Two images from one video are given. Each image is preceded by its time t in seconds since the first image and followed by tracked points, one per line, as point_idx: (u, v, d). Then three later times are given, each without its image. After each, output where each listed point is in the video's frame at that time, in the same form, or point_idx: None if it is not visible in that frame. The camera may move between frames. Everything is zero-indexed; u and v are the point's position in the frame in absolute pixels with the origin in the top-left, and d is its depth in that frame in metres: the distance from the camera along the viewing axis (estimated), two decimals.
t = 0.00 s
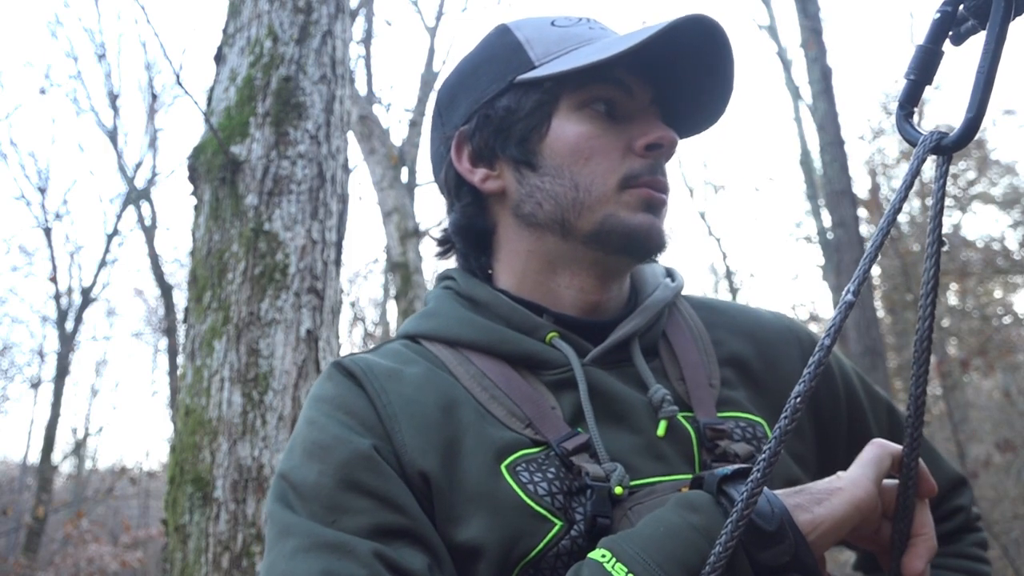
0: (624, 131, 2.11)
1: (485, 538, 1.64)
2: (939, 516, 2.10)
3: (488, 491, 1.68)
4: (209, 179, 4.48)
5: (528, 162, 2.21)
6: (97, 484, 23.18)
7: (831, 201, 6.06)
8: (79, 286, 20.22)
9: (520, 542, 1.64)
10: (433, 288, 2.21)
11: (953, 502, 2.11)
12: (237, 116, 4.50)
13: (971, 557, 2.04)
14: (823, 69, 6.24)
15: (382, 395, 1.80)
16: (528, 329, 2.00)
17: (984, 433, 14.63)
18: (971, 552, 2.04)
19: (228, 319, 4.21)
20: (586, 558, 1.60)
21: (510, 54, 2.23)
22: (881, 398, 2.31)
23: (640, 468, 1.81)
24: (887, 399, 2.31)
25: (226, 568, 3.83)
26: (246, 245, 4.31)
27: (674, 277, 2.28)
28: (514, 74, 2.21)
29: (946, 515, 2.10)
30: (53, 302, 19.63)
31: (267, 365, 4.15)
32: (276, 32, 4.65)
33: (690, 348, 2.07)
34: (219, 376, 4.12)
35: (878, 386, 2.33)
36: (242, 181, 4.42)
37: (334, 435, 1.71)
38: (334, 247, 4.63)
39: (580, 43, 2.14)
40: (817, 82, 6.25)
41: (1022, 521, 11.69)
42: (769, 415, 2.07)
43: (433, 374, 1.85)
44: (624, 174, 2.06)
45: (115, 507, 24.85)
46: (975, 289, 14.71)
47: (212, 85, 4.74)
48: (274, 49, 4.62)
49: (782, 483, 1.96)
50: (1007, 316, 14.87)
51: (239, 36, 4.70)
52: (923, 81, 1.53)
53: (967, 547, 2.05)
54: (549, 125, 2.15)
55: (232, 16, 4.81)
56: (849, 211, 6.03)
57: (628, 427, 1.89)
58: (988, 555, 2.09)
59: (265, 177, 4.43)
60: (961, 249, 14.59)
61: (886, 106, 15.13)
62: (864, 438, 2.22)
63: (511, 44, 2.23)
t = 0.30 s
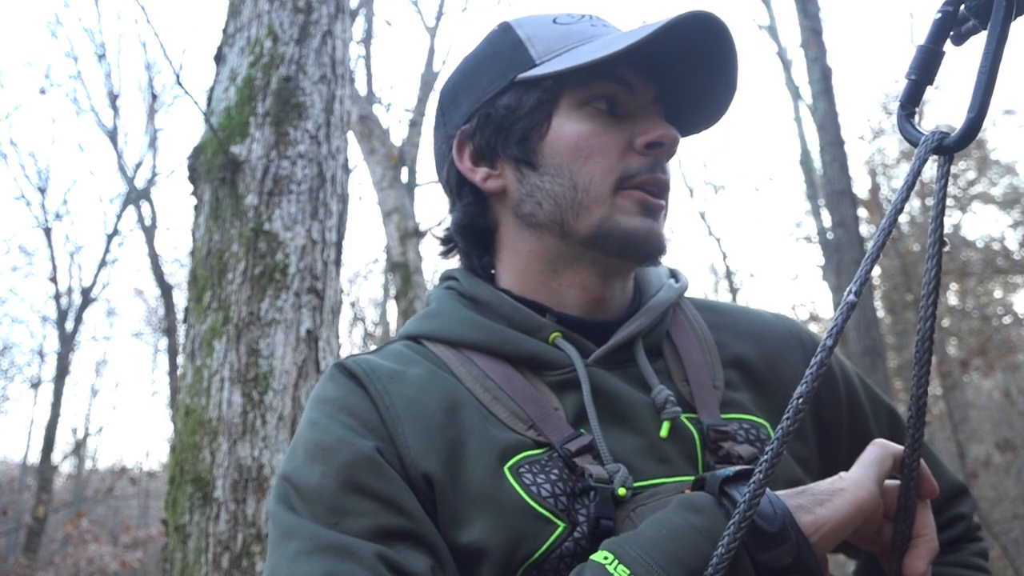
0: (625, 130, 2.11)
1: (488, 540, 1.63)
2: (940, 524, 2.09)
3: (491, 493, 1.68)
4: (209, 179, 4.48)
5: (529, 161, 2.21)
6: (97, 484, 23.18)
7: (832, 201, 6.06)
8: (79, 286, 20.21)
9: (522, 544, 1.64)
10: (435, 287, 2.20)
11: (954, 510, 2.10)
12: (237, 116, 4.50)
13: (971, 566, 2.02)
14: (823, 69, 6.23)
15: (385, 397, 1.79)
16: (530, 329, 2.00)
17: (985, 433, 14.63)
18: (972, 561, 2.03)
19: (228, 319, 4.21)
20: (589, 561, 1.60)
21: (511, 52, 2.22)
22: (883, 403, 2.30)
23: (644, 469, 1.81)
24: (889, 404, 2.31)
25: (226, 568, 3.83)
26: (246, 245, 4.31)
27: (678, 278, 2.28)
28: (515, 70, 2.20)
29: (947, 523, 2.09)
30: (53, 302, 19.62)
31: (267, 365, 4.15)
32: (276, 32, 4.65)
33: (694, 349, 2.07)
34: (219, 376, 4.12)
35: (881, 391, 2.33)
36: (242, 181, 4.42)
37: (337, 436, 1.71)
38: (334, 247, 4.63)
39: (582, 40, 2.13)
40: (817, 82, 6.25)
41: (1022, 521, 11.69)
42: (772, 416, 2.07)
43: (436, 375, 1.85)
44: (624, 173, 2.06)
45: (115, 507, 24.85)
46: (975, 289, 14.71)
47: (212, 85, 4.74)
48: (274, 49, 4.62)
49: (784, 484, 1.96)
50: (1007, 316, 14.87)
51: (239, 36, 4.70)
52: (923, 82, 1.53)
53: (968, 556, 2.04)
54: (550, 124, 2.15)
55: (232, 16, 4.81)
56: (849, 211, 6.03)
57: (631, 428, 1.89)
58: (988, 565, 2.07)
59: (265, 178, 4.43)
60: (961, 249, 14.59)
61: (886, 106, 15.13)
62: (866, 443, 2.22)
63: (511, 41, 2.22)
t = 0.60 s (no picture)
0: (568, 132, 2.07)
1: (492, 541, 1.63)
2: (944, 528, 2.08)
3: (493, 495, 1.67)
4: (209, 180, 4.48)
5: (489, 174, 2.21)
6: (97, 484, 23.19)
7: (832, 201, 6.06)
8: (79, 285, 20.20)
9: (524, 545, 1.63)
10: (433, 292, 2.20)
11: (958, 514, 2.10)
12: (237, 116, 4.50)
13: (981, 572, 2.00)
14: (823, 69, 6.23)
15: (387, 400, 1.80)
16: (531, 331, 2.00)
17: (985, 433, 14.63)
18: (980, 566, 2.01)
19: (228, 319, 4.21)
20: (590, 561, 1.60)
21: (470, 69, 2.22)
22: (881, 405, 2.31)
23: (644, 470, 1.81)
24: (887, 406, 2.31)
25: (226, 568, 3.83)
26: (246, 245, 4.30)
27: (676, 281, 2.30)
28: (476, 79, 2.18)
29: (951, 527, 2.08)
30: (53, 302, 19.61)
31: (267, 365, 4.15)
32: (276, 32, 4.65)
33: (692, 350, 2.07)
34: (219, 376, 4.12)
35: (878, 394, 2.33)
36: (242, 181, 4.42)
37: (339, 440, 1.71)
38: (334, 247, 4.63)
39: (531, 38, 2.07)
40: (817, 82, 6.24)
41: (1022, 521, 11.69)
42: (773, 417, 2.07)
43: (436, 378, 1.85)
44: (563, 182, 2.03)
45: (115, 507, 24.86)
46: (975, 289, 14.71)
47: (212, 85, 4.74)
48: (274, 49, 4.62)
49: (783, 484, 1.96)
50: (1007, 316, 14.87)
51: (239, 36, 4.70)
52: (924, 82, 1.53)
53: (976, 562, 2.02)
54: (497, 142, 2.16)
55: (232, 16, 4.81)
56: (849, 211, 6.03)
57: (631, 429, 1.89)
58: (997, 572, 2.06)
59: (265, 178, 4.43)
60: (961, 249, 14.59)
61: (886, 106, 15.13)
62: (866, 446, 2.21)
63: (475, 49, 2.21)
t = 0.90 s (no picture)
0: (523, 141, 2.11)
1: (493, 542, 1.63)
2: (945, 527, 2.08)
3: (493, 497, 1.68)
4: (209, 180, 4.48)
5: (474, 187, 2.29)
6: (97, 484, 23.19)
7: (832, 201, 6.07)
8: (79, 285, 20.19)
9: (525, 546, 1.64)
10: (430, 296, 2.21)
11: (958, 513, 2.10)
12: (237, 116, 4.50)
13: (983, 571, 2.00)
14: (823, 69, 6.23)
15: (385, 404, 1.79)
16: (528, 334, 2.00)
17: (985, 433, 14.63)
18: (982, 565, 2.01)
19: (228, 319, 4.21)
20: (590, 562, 1.59)
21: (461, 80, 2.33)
22: (880, 405, 2.31)
23: (644, 472, 1.81)
24: (886, 406, 2.31)
25: (226, 568, 3.83)
26: (246, 245, 4.30)
27: (675, 281, 2.31)
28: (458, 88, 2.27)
29: (952, 526, 2.08)
30: (53, 302, 19.59)
31: (267, 365, 4.15)
32: (276, 32, 4.65)
33: (691, 351, 2.08)
34: (219, 376, 4.12)
35: (877, 394, 2.33)
36: (242, 182, 4.42)
37: (338, 445, 1.70)
38: (334, 247, 4.63)
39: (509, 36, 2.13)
40: (817, 82, 6.24)
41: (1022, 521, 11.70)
42: (773, 418, 2.06)
43: (435, 382, 1.85)
44: (518, 193, 2.05)
45: (115, 506, 24.87)
46: (975, 289, 14.71)
47: (212, 85, 4.74)
48: (274, 49, 4.62)
49: (782, 484, 1.96)
50: (1007, 316, 14.87)
51: (239, 36, 4.71)
52: (924, 82, 1.53)
53: (977, 561, 2.02)
54: (474, 153, 2.23)
55: (232, 16, 4.81)
56: (849, 211, 6.03)
57: (630, 431, 1.89)
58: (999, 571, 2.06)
59: (265, 178, 4.43)
60: (961, 249, 14.59)
61: (886, 106, 15.13)
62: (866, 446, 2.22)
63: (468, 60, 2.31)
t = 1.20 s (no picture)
0: (529, 125, 2.13)
1: (495, 544, 1.63)
2: (946, 526, 2.08)
3: (495, 499, 1.68)
4: (209, 180, 4.48)
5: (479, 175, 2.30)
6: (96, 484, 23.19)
7: (832, 201, 6.07)
8: (78, 285, 20.16)
9: (528, 547, 1.63)
10: (431, 297, 2.21)
11: (958, 512, 2.10)
12: (237, 116, 4.50)
13: (985, 570, 2.00)
14: (823, 69, 6.23)
15: (387, 407, 1.79)
16: (529, 335, 2.00)
17: (984, 433, 14.62)
18: (984, 564, 2.01)
19: (228, 319, 4.21)
20: (593, 563, 1.59)
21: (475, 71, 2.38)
22: (880, 405, 2.30)
23: (645, 472, 1.81)
24: (886, 406, 2.30)
25: (226, 568, 3.83)
26: (246, 245, 4.30)
27: (675, 281, 2.31)
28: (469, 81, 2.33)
29: (952, 525, 2.08)
30: (53, 301, 19.55)
31: (267, 365, 4.15)
32: (276, 32, 4.65)
33: (691, 350, 2.08)
34: (219, 376, 4.12)
35: (877, 393, 2.33)
36: (242, 182, 4.42)
37: (340, 448, 1.70)
38: (334, 247, 4.63)
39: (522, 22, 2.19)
40: (817, 82, 6.24)
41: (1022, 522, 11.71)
42: (774, 419, 2.06)
43: (436, 384, 1.85)
44: (520, 173, 2.05)
45: (115, 506, 24.88)
46: (975, 289, 14.70)
47: (212, 85, 4.74)
48: (274, 49, 4.62)
49: (783, 485, 1.96)
50: (1007, 316, 14.87)
51: (239, 36, 4.71)
52: (925, 83, 1.53)
53: (979, 559, 2.01)
54: (480, 139, 2.25)
55: (232, 16, 4.81)
56: (849, 211, 6.03)
57: (631, 431, 1.89)
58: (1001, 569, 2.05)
59: (265, 178, 4.43)
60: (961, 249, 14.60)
61: (886, 106, 15.14)
62: (866, 446, 2.22)
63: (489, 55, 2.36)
